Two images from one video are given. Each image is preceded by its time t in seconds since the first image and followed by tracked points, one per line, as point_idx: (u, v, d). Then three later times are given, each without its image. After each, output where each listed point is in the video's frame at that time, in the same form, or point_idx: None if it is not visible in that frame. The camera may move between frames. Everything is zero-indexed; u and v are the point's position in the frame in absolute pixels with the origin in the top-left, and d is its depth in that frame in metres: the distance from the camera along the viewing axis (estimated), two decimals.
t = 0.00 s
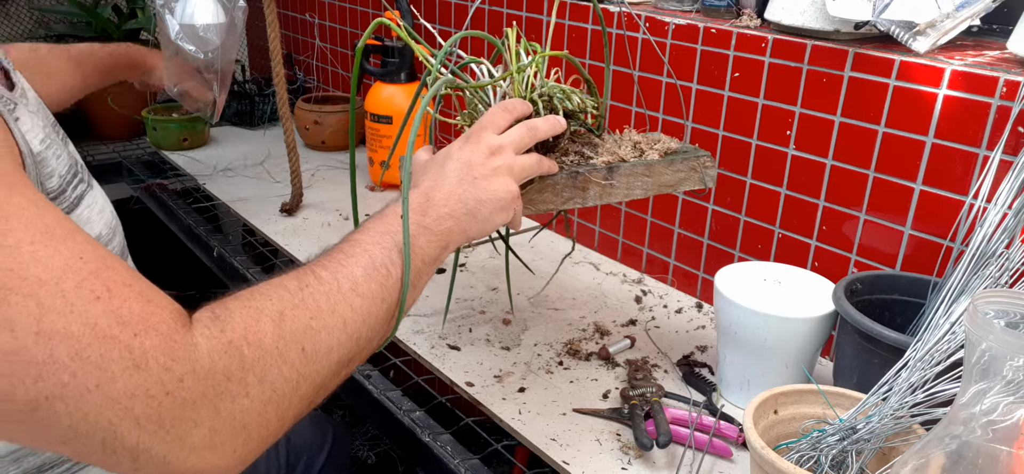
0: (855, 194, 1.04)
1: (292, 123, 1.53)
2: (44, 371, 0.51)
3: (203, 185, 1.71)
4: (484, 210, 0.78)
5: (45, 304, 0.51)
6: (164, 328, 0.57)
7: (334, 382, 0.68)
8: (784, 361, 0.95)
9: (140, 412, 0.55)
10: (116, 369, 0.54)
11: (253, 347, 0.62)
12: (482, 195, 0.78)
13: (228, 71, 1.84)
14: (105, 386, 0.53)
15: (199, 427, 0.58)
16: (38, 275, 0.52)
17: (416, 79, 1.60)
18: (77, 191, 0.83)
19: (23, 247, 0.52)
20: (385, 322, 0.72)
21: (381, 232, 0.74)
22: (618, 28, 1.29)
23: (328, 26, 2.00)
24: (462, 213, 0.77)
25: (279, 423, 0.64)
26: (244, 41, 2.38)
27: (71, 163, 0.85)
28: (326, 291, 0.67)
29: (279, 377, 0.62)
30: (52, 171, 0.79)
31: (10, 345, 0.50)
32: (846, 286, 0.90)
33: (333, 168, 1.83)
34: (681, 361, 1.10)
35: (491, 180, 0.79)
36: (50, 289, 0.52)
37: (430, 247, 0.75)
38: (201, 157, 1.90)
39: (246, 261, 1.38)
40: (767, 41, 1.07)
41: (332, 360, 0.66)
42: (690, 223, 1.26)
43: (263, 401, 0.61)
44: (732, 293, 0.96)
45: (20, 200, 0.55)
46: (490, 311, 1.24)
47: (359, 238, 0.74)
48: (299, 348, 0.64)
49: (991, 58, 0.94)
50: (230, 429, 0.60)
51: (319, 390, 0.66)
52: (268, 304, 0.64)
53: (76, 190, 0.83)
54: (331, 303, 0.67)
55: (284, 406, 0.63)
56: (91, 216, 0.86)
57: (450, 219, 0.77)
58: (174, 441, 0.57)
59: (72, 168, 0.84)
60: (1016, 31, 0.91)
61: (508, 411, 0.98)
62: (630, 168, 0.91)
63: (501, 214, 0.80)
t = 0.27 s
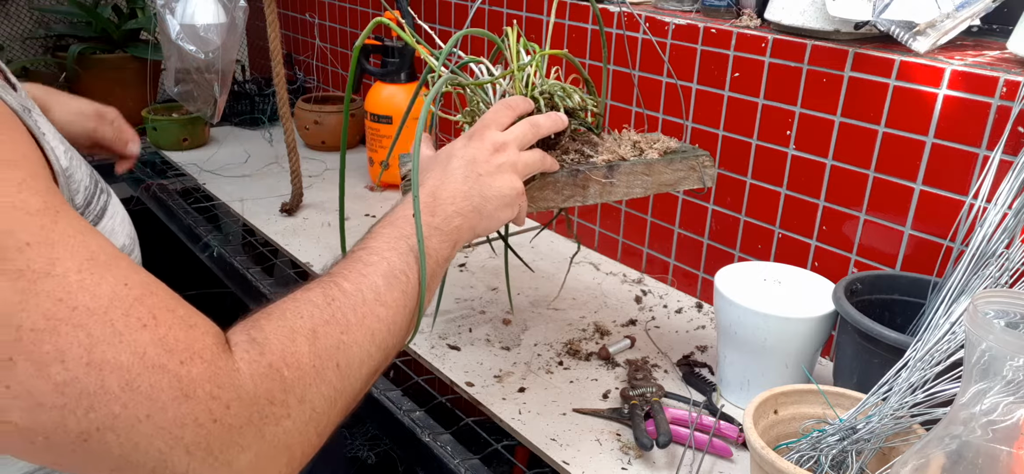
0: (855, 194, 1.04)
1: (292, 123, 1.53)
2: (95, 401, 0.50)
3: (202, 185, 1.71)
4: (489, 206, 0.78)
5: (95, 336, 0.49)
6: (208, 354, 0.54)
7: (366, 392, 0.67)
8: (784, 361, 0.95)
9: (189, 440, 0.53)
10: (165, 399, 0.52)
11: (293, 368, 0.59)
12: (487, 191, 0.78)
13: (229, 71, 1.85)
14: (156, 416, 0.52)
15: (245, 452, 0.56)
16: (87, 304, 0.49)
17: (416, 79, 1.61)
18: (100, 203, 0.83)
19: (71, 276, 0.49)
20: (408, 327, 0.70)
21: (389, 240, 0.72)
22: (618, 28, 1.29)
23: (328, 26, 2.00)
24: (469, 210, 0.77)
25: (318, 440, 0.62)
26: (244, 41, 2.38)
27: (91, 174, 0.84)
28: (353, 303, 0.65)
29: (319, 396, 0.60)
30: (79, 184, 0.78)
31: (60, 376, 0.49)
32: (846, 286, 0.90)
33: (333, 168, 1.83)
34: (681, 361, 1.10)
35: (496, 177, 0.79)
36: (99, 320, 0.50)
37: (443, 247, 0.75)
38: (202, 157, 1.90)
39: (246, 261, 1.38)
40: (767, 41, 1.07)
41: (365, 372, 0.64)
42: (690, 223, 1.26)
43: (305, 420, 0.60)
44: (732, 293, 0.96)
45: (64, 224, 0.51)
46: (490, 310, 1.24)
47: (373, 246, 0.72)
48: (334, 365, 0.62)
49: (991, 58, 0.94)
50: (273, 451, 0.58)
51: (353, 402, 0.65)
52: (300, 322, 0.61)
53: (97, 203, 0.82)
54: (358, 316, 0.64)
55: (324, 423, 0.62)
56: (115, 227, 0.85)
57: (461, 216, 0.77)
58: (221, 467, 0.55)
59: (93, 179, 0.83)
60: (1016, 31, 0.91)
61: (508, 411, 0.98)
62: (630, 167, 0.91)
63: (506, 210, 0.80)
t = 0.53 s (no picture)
0: (855, 194, 1.04)
1: (292, 123, 1.53)
2: (100, 412, 0.49)
3: (202, 184, 1.71)
4: (491, 206, 0.78)
5: (98, 346, 0.48)
6: (215, 360, 0.53)
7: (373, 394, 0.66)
8: (784, 361, 0.95)
9: (197, 448, 0.52)
10: (172, 407, 0.51)
11: (301, 371, 0.58)
12: (490, 191, 0.78)
13: (229, 71, 1.85)
14: (163, 424, 0.50)
15: (253, 458, 0.55)
16: (89, 314, 0.48)
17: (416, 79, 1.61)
18: (93, 210, 0.83)
19: (72, 286, 0.48)
20: (414, 326, 0.70)
21: (395, 239, 0.72)
22: (618, 28, 1.29)
23: (328, 26, 2.00)
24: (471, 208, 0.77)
25: (326, 444, 0.61)
26: (244, 41, 2.38)
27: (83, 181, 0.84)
28: (359, 304, 0.65)
29: (327, 399, 0.60)
30: (72, 192, 0.79)
31: (64, 389, 0.48)
32: (847, 286, 0.90)
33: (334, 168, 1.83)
34: (681, 361, 1.10)
35: (498, 177, 0.79)
36: (101, 330, 0.48)
37: (447, 247, 0.74)
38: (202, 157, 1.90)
39: (246, 261, 1.38)
40: (766, 41, 1.07)
41: (372, 374, 0.64)
42: (690, 223, 1.26)
43: (314, 424, 0.59)
44: (732, 293, 0.96)
45: (63, 233, 0.50)
46: (490, 311, 1.24)
47: (378, 247, 0.72)
48: (342, 368, 0.61)
49: (991, 58, 0.94)
50: (282, 456, 0.57)
51: (360, 404, 0.64)
52: (306, 324, 0.61)
53: (92, 210, 0.83)
54: (365, 317, 0.64)
55: (332, 427, 0.61)
56: (109, 233, 0.86)
57: (462, 216, 0.76)
58: None
59: (85, 185, 0.84)
60: (1016, 31, 0.91)
61: (508, 411, 0.98)
62: (630, 168, 0.91)
63: (507, 210, 0.79)
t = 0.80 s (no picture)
0: (855, 195, 1.04)
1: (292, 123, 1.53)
2: (63, 416, 0.48)
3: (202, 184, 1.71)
4: (482, 201, 0.78)
5: (57, 349, 0.47)
6: (183, 358, 0.53)
7: (355, 390, 0.66)
8: (784, 361, 0.95)
9: (167, 447, 0.51)
10: (138, 407, 0.50)
11: (275, 367, 0.58)
12: (481, 186, 0.78)
13: (228, 71, 1.86)
14: (128, 426, 0.49)
15: (226, 456, 0.55)
16: (47, 317, 0.47)
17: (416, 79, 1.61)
18: (63, 210, 0.75)
19: (28, 288, 0.47)
20: (398, 322, 0.69)
21: (380, 233, 0.72)
22: (618, 28, 1.29)
23: (328, 26, 2.00)
24: (461, 202, 0.77)
25: (304, 440, 0.61)
26: (244, 41, 2.38)
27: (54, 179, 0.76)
28: (339, 298, 0.64)
29: (304, 396, 0.59)
30: (39, 193, 0.71)
31: (23, 393, 0.46)
32: (846, 286, 0.90)
33: (334, 168, 1.83)
34: (681, 361, 1.10)
35: (490, 173, 0.79)
36: (60, 331, 0.48)
37: (435, 241, 0.74)
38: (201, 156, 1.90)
39: (246, 261, 1.38)
40: (767, 41, 1.07)
41: (353, 370, 0.64)
42: (690, 223, 1.26)
43: (290, 420, 0.58)
44: (732, 292, 0.96)
45: (18, 233, 0.49)
46: (490, 311, 1.24)
47: (363, 239, 0.71)
48: (320, 362, 0.61)
49: (991, 58, 0.94)
50: (256, 452, 0.57)
51: (341, 400, 0.64)
52: (284, 318, 0.61)
53: (61, 209, 0.75)
54: (345, 311, 0.64)
55: (310, 424, 0.61)
56: (78, 235, 0.78)
57: (452, 208, 0.76)
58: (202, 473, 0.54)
59: (57, 185, 0.75)
60: (1016, 31, 0.91)
61: (508, 411, 0.98)
62: (624, 171, 0.91)
63: (500, 205, 0.80)
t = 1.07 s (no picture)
0: (855, 195, 1.04)
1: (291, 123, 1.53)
2: (23, 424, 0.49)
3: (202, 184, 1.71)
4: (470, 200, 0.78)
5: (15, 357, 0.49)
6: (147, 363, 0.55)
7: (331, 389, 0.67)
8: (784, 361, 0.95)
9: (131, 452, 0.53)
10: (100, 414, 0.52)
11: (244, 370, 0.59)
12: (470, 185, 0.77)
13: (228, 71, 1.87)
14: (91, 432, 0.51)
15: (195, 458, 0.56)
16: (3, 325, 0.49)
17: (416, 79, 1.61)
18: (31, 219, 0.70)
19: None
20: (378, 322, 0.69)
21: (365, 229, 0.70)
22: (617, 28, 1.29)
23: (328, 26, 2.00)
24: (448, 201, 0.76)
25: (277, 442, 0.62)
26: (244, 41, 2.38)
27: (25, 184, 0.71)
28: (314, 299, 0.64)
29: (274, 398, 0.60)
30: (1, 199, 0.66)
31: None
32: (846, 286, 0.90)
33: (333, 168, 1.83)
34: (681, 361, 1.10)
35: (479, 173, 0.78)
36: (17, 340, 0.49)
37: (418, 240, 0.74)
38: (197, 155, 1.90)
39: (246, 261, 1.38)
40: (766, 41, 1.07)
41: (327, 371, 0.64)
42: (690, 223, 1.26)
43: (259, 423, 0.59)
44: (733, 293, 0.96)
45: None
46: (490, 311, 1.24)
47: (343, 237, 0.70)
48: (291, 365, 0.61)
49: (991, 58, 0.94)
50: (226, 455, 0.58)
51: (316, 400, 0.65)
52: (254, 320, 0.61)
53: (26, 221, 0.69)
54: (321, 312, 0.64)
55: (282, 425, 0.61)
56: (47, 246, 0.72)
57: (438, 208, 0.76)
58: None
59: (25, 192, 0.70)
60: (1016, 32, 0.91)
61: (508, 411, 0.98)
62: (613, 174, 0.91)
63: (485, 207, 0.79)
